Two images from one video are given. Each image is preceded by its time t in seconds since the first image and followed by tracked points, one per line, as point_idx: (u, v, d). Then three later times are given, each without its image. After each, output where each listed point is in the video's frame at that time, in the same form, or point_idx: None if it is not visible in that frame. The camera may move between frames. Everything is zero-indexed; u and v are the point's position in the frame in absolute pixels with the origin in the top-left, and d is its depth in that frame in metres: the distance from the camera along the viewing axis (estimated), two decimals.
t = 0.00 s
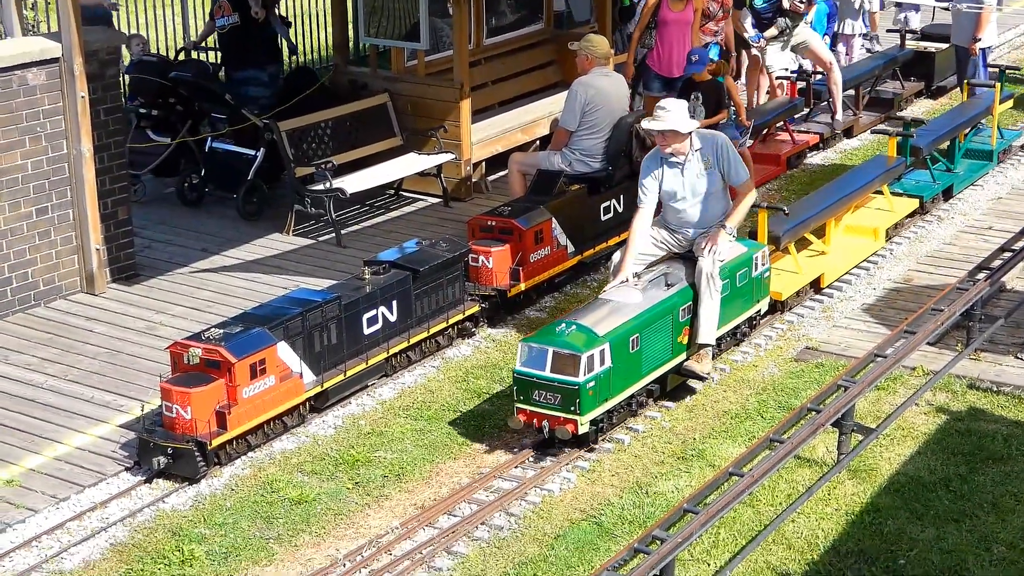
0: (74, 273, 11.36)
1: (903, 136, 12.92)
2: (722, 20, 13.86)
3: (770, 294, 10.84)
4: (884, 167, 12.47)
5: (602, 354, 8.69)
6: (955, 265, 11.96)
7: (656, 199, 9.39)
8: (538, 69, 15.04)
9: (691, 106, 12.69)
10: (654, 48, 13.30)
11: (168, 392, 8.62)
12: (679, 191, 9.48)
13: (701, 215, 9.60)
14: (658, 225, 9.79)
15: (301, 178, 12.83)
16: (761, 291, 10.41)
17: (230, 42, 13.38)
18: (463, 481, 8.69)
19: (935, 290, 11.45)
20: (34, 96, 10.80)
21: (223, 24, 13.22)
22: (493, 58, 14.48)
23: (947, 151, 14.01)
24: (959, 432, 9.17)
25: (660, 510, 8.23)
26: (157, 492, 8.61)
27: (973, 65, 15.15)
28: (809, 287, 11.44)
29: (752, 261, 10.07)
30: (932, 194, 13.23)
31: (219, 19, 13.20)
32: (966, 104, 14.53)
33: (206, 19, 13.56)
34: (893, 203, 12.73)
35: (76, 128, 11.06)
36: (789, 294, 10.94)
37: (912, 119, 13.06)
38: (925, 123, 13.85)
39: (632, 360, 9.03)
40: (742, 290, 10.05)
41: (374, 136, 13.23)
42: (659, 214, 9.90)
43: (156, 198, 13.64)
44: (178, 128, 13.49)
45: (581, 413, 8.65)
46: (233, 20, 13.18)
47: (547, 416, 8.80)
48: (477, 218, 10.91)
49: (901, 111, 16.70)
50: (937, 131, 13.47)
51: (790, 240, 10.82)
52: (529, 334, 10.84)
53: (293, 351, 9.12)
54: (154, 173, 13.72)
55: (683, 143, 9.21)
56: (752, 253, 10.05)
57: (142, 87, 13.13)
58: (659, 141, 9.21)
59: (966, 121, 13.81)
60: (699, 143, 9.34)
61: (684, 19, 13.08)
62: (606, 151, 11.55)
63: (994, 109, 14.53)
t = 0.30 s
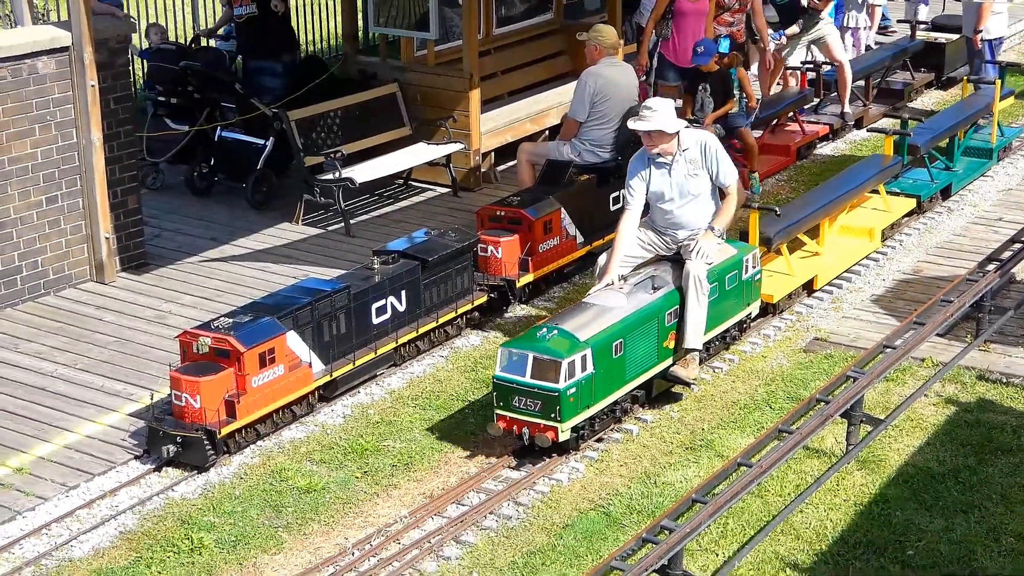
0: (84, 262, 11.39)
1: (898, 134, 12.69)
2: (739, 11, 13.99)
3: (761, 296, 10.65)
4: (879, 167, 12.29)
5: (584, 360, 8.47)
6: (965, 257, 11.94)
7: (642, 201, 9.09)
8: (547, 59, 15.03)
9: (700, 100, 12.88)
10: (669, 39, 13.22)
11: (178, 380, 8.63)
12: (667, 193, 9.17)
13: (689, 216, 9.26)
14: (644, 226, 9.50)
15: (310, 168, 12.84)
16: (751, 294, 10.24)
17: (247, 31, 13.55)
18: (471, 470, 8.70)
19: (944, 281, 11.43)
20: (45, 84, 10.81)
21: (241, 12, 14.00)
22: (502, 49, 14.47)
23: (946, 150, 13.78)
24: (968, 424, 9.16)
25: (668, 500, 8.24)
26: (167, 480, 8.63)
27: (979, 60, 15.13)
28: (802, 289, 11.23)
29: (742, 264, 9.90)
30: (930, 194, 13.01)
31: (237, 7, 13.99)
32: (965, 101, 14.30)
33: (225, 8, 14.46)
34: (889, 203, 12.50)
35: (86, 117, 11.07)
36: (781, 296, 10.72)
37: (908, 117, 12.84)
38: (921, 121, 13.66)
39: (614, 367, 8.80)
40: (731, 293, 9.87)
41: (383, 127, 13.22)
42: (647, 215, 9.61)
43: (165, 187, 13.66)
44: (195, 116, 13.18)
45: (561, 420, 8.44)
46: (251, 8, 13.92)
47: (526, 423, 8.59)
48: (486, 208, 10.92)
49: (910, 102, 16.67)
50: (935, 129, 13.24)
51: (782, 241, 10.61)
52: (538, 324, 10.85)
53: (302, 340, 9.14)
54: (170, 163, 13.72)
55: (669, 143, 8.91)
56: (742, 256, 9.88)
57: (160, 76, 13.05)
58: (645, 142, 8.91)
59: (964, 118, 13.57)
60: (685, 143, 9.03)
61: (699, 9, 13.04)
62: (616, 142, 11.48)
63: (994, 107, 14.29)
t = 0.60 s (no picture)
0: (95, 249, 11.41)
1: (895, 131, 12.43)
2: None
3: (752, 296, 10.41)
4: (876, 164, 12.06)
5: (563, 364, 8.20)
6: (976, 245, 11.92)
7: (629, 200, 8.83)
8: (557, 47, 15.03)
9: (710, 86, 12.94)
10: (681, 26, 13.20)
11: (188, 366, 8.65)
12: (653, 191, 8.88)
13: (676, 216, 8.97)
14: (630, 226, 9.20)
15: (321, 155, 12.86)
16: (742, 295, 9.97)
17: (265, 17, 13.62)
18: (481, 456, 8.71)
19: (955, 269, 11.41)
20: (55, 71, 10.83)
21: None
22: (513, 36, 14.47)
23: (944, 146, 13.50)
24: (979, 411, 9.15)
25: (678, 487, 8.24)
26: (177, 465, 8.65)
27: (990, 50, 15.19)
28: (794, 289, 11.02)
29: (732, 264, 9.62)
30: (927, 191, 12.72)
31: None
32: (964, 97, 14.03)
33: None
34: (884, 201, 12.25)
35: (96, 103, 11.08)
36: (771, 297, 10.49)
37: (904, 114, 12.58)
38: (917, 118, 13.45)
39: (595, 371, 8.53)
40: (719, 295, 9.60)
41: (393, 114, 13.23)
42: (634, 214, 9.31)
43: (175, 175, 13.68)
44: (212, 102, 13.11)
45: (539, 426, 8.19)
46: None
47: (504, 427, 8.34)
48: (496, 195, 10.91)
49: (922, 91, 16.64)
50: (932, 125, 12.97)
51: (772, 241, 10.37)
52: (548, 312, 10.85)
53: (312, 326, 9.15)
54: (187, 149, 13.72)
55: (656, 141, 8.63)
56: (731, 255, 9.61)
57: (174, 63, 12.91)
58: (630, 139, 8.63)
59: (963, 114, 13.29)
60: (672, 141, 8.73)
61: None
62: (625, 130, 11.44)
63: (994, 102, 14.00)
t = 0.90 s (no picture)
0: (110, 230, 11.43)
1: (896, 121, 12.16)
2: None
3: (744, 293, 10.18)
4: (875, 155, 11.75)
5: (542, 365, 8.01)
6: (992, 228, 11.88)
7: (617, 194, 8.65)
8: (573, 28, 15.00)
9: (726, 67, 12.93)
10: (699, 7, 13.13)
11: (203, 347, 8.67)
12: (641, 186, 8.71)
13: (665, 212, 8.79)
14: (618, 221, 8.98)
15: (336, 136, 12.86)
16: (733, 292, 9.73)
17: None
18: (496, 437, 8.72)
19: (971, 251, 11.38)
20: (71, 52, 10.84)
21: None
22: (528, 16, 14.44)
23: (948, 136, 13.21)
24: (995, 394, 9.13)
25: (693, 469, 8.24)
26: (193, 446, 8.68)
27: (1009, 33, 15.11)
28: (789, 284, 10.77)
29: (722, 262, 9.40)
30: (929, 181, 12.42)
31: None
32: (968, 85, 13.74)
33: None
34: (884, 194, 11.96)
35: (111, 84, 11.09)
36: (764, 293, 10.26)
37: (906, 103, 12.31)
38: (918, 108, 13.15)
39: (576, 372, 8.33)
40: (709, 294, 9.37)
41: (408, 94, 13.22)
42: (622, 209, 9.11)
43: (190, 155, 13.70)
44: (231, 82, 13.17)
45: (516, 429, 7.99)
46: None
47: (481, 429, 8.15)
48: (511, 176, 10.89)
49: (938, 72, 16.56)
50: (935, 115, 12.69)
51: (765, 236, 10.11)
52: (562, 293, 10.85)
53: (327, 308, 9.16)
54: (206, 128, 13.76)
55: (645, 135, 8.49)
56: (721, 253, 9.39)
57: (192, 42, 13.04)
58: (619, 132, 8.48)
59: (966, 103, 13.00)
60: (662, 134, 8.61)
61: None
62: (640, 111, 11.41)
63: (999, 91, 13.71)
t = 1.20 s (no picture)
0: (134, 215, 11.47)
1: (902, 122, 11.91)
2: None
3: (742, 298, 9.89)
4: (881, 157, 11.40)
5: (523, 374, 7.73)
6: (1017, 220, 11.80)
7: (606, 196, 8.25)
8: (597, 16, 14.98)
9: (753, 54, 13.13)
10: None
11: (226, 332, 8.69)
12: (632, 190, 8.26)
13: (657, 217, 8.33)
14: (611, 226, 8.59)
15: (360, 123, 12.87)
16: (731, 299, 9.42)
17: None
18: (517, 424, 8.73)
19: (996, 243, 11.32)
20: (96, 37, 10.86)
21: None
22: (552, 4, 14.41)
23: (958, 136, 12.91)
24: (1018, 386, 9.09)
25: (714, 459, 8.23)
26: (216, 431, 8.71)
27: None
28: (789, 289, 10.48)
29: (719, 268, 9.10)
30: (937, 183, 12.11)
31: None
32: (979, 86, 13.45)
33: None
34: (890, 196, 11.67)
35: (136, 69, 11.12)
36: (763, 298, 9.98)
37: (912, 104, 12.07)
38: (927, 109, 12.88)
39: (559, 381, 8.04)
40: (704, 300, 9.07)
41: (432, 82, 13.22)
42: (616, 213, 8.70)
43: (213, 141, 13.73)
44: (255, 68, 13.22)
45: (496, 439, 7.72)
46: None
47: (461, 439, 7.89)
48: (534, 164, 10.92)
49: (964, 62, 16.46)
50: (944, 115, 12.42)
51: (764, 240, 9.82)
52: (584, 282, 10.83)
53: (350, 294, 9.17)
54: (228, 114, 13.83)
55: (635, 135, 8.04)
56: (719, 258, 9.08)
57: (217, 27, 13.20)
58: (608, 131, 8.06)
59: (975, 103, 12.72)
60: (654, 138, 8.12)
61: None
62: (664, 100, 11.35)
63: (1010, 91, 13.41)
